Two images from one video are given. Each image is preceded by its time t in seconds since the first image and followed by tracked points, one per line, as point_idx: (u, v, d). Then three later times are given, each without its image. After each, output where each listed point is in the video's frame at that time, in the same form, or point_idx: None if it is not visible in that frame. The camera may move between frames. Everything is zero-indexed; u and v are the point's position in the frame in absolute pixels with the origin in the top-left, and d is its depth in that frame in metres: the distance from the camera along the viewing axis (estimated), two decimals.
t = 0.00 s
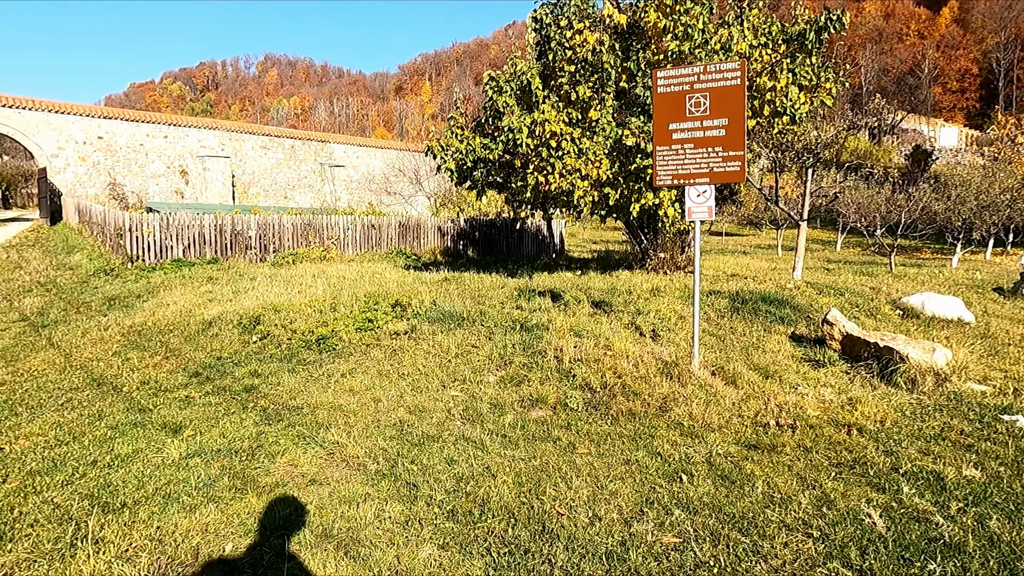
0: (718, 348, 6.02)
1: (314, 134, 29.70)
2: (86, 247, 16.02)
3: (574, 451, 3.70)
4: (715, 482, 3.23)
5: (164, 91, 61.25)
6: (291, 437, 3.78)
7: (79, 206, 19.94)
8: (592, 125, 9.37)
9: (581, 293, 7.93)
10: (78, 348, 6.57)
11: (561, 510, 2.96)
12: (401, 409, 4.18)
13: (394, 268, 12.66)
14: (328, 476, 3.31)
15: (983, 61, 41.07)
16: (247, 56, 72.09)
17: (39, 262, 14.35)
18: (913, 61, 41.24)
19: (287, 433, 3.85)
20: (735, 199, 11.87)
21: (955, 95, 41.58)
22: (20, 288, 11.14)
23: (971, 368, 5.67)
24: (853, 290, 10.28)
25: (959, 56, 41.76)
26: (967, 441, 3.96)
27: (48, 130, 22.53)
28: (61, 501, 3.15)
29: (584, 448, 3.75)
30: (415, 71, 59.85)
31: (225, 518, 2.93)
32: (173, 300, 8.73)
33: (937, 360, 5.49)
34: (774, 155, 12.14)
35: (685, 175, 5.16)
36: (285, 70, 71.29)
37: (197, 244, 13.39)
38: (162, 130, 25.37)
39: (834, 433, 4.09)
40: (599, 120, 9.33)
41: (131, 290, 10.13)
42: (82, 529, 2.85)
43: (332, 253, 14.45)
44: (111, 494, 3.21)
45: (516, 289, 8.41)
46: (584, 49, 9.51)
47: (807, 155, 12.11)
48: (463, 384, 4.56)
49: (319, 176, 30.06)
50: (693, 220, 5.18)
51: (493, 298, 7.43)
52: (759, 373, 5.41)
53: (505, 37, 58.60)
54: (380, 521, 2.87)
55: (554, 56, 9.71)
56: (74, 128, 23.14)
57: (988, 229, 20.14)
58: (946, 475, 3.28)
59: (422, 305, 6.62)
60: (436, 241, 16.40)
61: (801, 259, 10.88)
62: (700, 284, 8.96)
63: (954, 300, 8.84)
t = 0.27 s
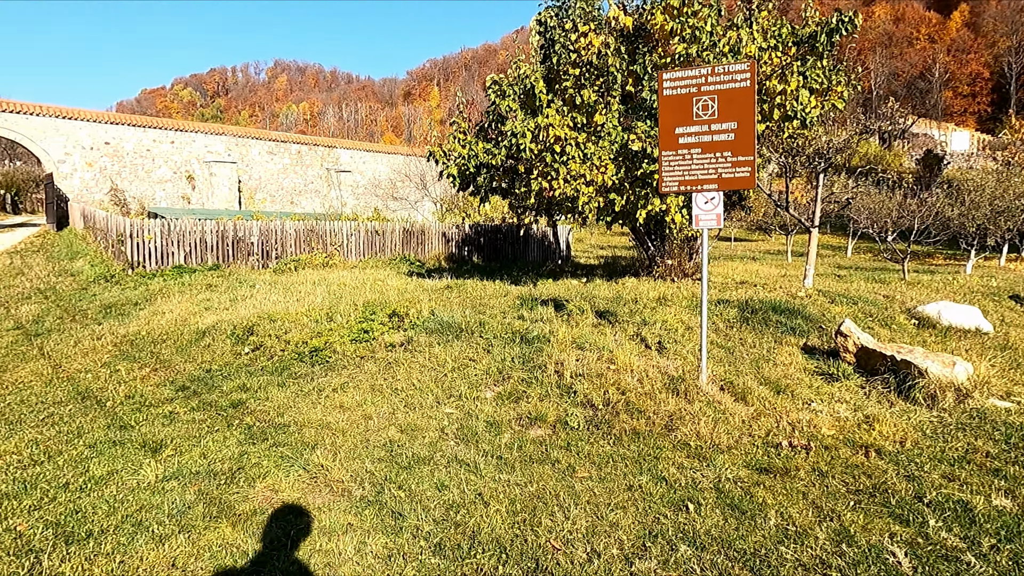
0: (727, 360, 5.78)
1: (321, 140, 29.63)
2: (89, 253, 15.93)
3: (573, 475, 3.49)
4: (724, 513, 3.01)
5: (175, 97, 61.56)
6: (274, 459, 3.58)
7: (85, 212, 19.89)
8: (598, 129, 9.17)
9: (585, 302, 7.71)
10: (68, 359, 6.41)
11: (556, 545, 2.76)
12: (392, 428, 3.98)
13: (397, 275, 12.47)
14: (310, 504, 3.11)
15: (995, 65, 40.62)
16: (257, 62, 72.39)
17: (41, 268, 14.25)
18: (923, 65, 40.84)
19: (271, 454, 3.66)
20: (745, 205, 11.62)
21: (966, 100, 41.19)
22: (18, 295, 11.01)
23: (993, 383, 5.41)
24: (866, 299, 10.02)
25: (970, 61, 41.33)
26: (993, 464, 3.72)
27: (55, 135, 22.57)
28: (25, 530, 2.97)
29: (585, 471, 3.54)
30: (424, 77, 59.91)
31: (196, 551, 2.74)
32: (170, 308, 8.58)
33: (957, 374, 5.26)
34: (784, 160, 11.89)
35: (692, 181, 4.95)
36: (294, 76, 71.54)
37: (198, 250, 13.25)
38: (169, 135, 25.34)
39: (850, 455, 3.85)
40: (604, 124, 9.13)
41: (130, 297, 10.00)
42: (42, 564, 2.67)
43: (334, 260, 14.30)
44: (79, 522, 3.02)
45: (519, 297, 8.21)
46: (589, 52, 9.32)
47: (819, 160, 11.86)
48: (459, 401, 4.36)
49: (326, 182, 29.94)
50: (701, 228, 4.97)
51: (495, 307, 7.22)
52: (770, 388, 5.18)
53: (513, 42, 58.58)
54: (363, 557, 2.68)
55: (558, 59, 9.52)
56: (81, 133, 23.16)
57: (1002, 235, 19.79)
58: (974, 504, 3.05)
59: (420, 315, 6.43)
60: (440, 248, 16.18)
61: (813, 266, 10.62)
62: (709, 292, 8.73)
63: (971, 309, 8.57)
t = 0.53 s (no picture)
0: (737, 372, 5.51)
1: (324, 143, 29.46)
2: (87, 257, 15.75)
3: (576, 501, 3.23)
4: (740, 546, 2.75)
5: (182, 101, 61.63)
6: (253, 482, 3.33)
7: (86, 216, 19.72)
8: (602, 131, 8.92)
9: (589, 309, 7.45)
10: (53, 367, 6.18)
11: None
12: (382, 447, 3.73)
13: (397, 280, 12.24)
14: (288, 536, 2.86)
15: (1002, 69, 40.39)
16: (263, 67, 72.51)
17: (38, 273, 14.06)
18: (931, 68, 40.52)
19: (250, 476, 3.41)
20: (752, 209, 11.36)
21: (974, 103, 40.81)
22: (12, 300, 10.81)
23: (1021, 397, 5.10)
24: (879, 305, 9.73)
25: (977, 64, 40.98)
26: None
27: (58, 139, 22.45)
28: None
29: (588, 496, 3.28)
30: (429, 81, 59.85)
31: None
32: (164, 314, 8.34)
33: (982, 389, 4.97)
34: (793, 163, 11.63)
35: (701, 184, 4.68)
36: (301, 80, 71.58)
37: (196, 255, 13.03)
38: (172, 139, 25.19)
39: (875, 478, 3.57)
40: (609, 126, 8.88)
41: (125, 302, 9.78)
42: None
43: (335, 264, 14.08)
44: (34, 556, 2.77)
45: (521, 304, 7.95)
46: (593, 52, 9.08)
47: (830, 163, 11.57)
48: (454, 417, 4.09)
49: (329, 185, 29.75)
50: (711, 233, 4.71)
51: (495, 315, 6.96)
52: (785, 403, 4.91)
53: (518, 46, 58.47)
54: None
55: (562, 59, 9.27)
56: (84, 137, 23.03)
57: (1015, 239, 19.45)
58: (1015, 538, 2.78)
59: (417, 323, 6.18)
60: (443, 252, 16.05)
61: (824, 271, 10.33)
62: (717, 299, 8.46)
63: (989, 316, 8.29)
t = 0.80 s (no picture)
0: (747, 391, 5.25)
1: (325, 147, 29.24)
2: (83, 263, 15.52)
3: (578, 543, 2.98)
4: None
5: (186, 105, 61.55)
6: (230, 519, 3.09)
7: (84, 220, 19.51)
8: (605, 137, 8.67)
9: (592, 321, 7.20)
10: (34, 383, 5.94)
11: None
12: (370, 478, 3.49)
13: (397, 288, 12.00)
14: None
15: (1007, 72, 40.13)
16: (267, 70, 72.41)
17: (32, 280, 13.83)
18: (935, 71, 40.22)
19: (227, 513, 3.17)
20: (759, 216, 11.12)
21: (978, 106, 40.51)
22: (3, 308, 10.58)
23: None
24: (891, 315, 9.47)
25: (981, 67, 40.64)
26: None
27: (58, 143, 22.26)
28: None
29: (590, 536, 3.05)
30: (431, 84, 59.71)
31: None
32: (154, 325, 8.10)
33: (1007, 410, 4.70)
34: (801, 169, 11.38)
35: (710, 194, 4.44)
36: (304, 84, 71.51)
37: (192, 261, 12.79)
38: (172, 142, 24.97)
39: (899, 514, 3.32)
40: (613, 131, 8.63)
41: (117, 311, 9.57)
42: None
43: (334, 271, 13.85)
44: None
45: (522, 316, 7.70)
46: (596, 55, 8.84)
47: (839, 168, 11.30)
48: (448, 443, 3.85)
49: (331, 189, 29.52)
50: (721, 246, 4.46)
51: (494, 328, 6.70)
52: (798, 425, 4.66)
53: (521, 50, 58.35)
54: None
55: (564, 62, 9.03)
56: (84, 141, 22.83)
57: None
58: None
59: (413, 337, 5.94)
60: (443, 258, 15.83)
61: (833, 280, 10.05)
62: (725, 309, 8.21)
63: (1005, 328, 8.03)
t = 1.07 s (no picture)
0: (752, 403, 5.05)
1: (324, 148, 29.01)
2: (76, 266, 15.30)
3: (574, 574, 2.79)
4: None
5: (187, 106, 61.30)
6: (203, 548, 2.90)
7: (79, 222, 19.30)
8: (605, 138, 8.48)
9: (592, 328, 7.01)
10: (14, 393, 5.74)
11: None
12: (354, 501, 3.30)
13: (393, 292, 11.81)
14: None
15: (1008, 73, 40.00)
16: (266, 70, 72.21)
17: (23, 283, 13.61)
18: (936, 72, 40.02)
19: (200, 541, 2.97)
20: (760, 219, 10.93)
21: (979, 108, 40.33)
22: None
23: None
24: (896, 320, 9.29)
25: (982, 68, 40.43)
26: None
27: (54, 144, 22.05)
28: None
29: (587, 566, 2.86)
30: (431, 85, 59.56)
31: None
32: (142, 331, 7.90)
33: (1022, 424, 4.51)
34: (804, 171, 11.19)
35: (714, 200, 4.24)
36: (305, 84, 71.35)
37: (185, 264, 12.59)
38: (170, 143, 24.73)
39: (915, 541, 3.13)
40: (612, 133, 8.44)
41: (107, 315, 9.37)
42: None
43: (330, 273, 13.66)
44: None
45: (518, 322, 7.52)
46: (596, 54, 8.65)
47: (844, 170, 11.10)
48: (438, 463, 3.66)
49: (329, 190, 29.28)
50: (725, 254, 4.27)
51: (489, 336, 6.52)
52: (805, 440, 4.46)
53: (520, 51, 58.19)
54: None
55: (562, 62, 8.83)
56: (80, 142, 22.60)
57: None
58: None
59: (406, 345, 5.75)
60: (441, 260, 15.65)
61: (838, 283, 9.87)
62: (727, 315, 8.03)
63: (1014, 334, 7.84)
